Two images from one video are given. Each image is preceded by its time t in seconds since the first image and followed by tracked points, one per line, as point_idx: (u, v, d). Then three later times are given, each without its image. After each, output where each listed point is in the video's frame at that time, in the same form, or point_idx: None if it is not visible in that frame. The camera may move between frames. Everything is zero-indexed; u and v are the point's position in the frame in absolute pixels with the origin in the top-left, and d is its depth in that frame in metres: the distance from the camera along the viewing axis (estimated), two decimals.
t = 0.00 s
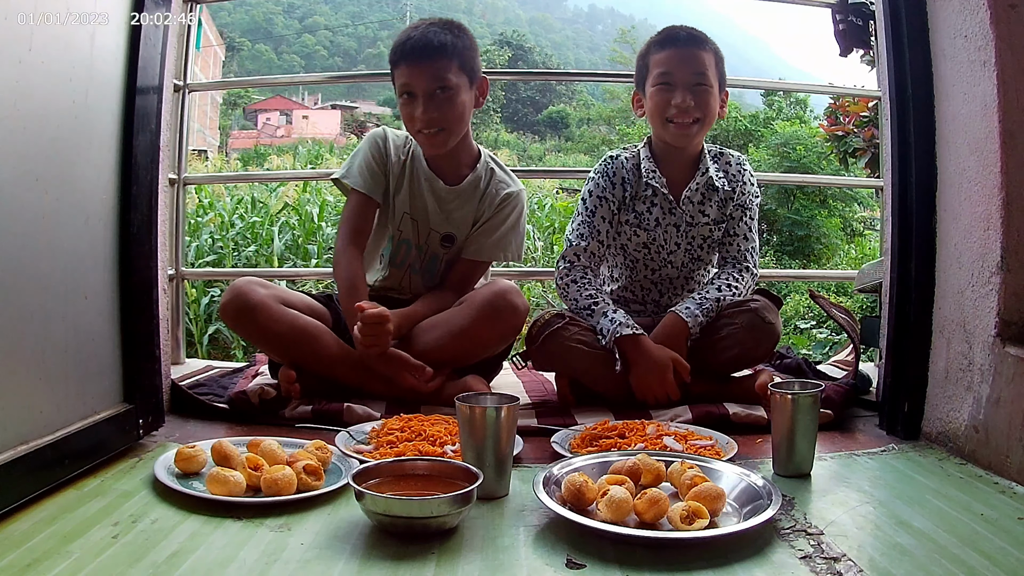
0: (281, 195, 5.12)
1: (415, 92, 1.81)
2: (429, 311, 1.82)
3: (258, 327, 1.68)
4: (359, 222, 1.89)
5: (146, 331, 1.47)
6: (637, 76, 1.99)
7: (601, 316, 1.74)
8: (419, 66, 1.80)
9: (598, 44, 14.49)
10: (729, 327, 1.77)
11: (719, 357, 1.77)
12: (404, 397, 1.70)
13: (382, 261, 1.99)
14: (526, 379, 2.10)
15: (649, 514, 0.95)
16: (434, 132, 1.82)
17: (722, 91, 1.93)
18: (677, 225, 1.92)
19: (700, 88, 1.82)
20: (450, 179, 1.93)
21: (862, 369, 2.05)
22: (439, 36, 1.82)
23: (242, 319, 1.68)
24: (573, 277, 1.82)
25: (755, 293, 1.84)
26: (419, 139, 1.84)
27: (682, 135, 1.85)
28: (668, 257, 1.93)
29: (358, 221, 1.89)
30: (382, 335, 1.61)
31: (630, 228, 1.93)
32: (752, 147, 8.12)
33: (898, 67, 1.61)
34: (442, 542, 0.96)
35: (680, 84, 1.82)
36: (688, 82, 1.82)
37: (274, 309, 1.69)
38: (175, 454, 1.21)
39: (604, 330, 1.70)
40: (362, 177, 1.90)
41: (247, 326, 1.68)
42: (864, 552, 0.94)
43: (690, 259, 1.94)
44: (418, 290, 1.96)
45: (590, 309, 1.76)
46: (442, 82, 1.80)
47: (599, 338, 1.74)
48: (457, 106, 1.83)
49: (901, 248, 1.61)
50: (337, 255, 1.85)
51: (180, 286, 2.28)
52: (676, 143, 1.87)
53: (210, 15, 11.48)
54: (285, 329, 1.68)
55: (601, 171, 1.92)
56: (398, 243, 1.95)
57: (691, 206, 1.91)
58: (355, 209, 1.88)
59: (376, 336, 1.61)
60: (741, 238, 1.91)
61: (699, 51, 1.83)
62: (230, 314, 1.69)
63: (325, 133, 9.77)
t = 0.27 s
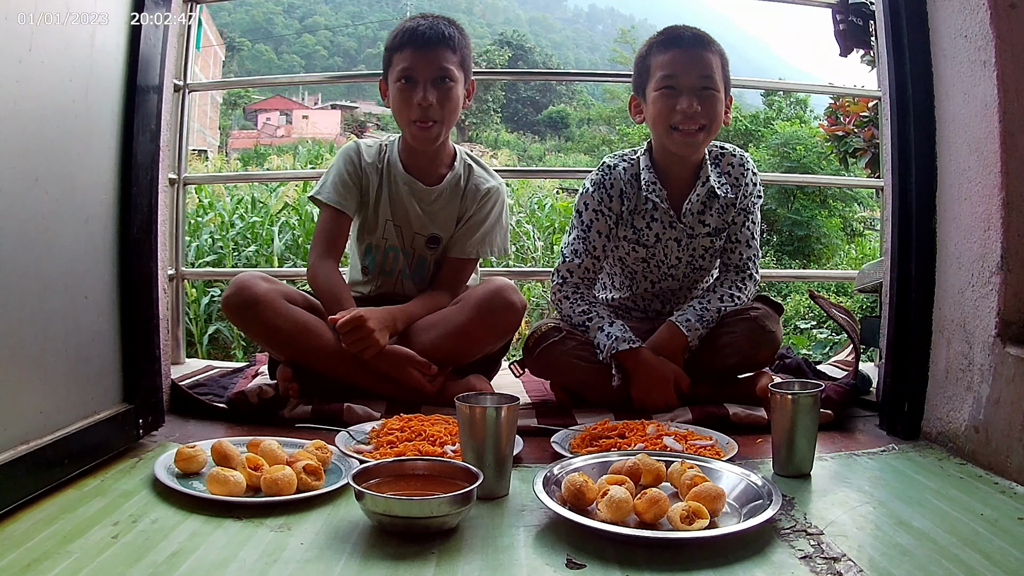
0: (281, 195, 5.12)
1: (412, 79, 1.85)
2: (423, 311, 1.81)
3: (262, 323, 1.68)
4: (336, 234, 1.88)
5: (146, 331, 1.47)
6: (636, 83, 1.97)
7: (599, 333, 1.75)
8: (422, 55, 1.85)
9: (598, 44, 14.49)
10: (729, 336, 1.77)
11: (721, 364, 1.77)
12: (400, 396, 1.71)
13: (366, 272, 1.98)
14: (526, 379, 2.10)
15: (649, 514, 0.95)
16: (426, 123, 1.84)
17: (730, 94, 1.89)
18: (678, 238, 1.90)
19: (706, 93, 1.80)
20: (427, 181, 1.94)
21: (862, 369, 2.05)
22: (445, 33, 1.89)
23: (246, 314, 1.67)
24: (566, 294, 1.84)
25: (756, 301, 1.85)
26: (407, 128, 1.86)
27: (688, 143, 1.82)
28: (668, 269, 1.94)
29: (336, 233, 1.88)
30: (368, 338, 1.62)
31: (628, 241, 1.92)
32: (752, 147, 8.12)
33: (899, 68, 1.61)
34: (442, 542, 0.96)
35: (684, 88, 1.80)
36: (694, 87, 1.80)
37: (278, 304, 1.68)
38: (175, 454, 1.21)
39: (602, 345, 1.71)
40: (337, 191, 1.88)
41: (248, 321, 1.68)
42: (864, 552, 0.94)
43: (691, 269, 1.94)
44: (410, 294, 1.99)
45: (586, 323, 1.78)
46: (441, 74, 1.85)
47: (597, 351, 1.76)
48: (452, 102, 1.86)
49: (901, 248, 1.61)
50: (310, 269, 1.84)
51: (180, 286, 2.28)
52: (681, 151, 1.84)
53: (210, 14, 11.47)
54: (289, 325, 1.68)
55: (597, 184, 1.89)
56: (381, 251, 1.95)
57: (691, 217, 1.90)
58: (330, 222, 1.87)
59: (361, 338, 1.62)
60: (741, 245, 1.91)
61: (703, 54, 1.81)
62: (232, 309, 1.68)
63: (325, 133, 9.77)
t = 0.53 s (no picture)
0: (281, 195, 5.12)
1: (390, 73, 1.87)
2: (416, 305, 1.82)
3: (257, 326, 1.68)
4: (318, 248, 1.91)
5: (146, 330, 1.47)
6: (624, 79, 1.99)
7: (600, 328, 1.75)
8: (401, 50, 1.87)
9: (598, 44, 14.50)
10: (730, 334, 1.77)
11: (722, 362, 1.78)
12: (401, 396, 1.70)
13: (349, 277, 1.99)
14: (527, 379, 2.10)
15: (649, 514, 0.95)
16: (400, 115, 1.87)
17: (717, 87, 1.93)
18: (671, 232, 1.92)
19: (694, 83, 1.82)
20: (397, 175, 1.95)
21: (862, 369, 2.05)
22: (426, 34, 1.93)
23: (241, 319, 1.68)
24: (569, 289, 1.84)
25: (755, 298, 1.83)
26: (381, 119, 1.88)
27: (678, 131, 1.84)
28: (663, 264, 1.94)
29: (319, 246, 1.91)
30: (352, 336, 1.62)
31: (624, 235, 1.93)
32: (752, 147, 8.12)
33: (898, 67, 1.61)
34: (442, 542, 0.96)
35: (673, 77, 1.82)
36: (683, 77, 1.82)
37: (272, 307, 1.70)
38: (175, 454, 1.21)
39: (603, 342, 1.71)
40: (312, 204, 1.91)
41: (245, 326, 1.68)
42: (864, 552, 0.94)
43: (686, 265, 1.95)
44: (395, 290, 1.98)
45: (587, 320, 1.78)
46: (420, 71, 1.88)
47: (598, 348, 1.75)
48: (426, 99, 1.90)
49: (901, 248, 1.61)
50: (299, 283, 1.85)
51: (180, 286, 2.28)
52: (671, 140, 1.86)
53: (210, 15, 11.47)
54: (285, 327, 1.69)
55: (593, 179, 1.91)
56: (361, 253, 1.96)
57: (683, 210, 1.92)
58: (310, 235, 1.90)
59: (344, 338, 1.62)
60: (736, 240, 1.90)
61: (689, 45, 1.85)
62: (228, 314, 1.69)
63: (325, 133, 9.77)
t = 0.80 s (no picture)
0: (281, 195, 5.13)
1: (378, 71, 1.87)
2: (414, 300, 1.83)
3: (256, 331, 1.68)
4: (312, 251, 1.90)
5: (146, 330, 1.47)
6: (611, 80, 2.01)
7: (603, 312, 1.75)
8: (389, 49, 1.87)
9: (598, 44, 14.50)
10: (729, 326, 1.76)
11: (721, 354, 1.77)
12: (402, 396, 1.70)
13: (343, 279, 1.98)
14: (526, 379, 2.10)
15: (649, 514, 0.95)
16: (388, 112, 1.87)
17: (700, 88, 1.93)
18: (661, 222, 1.93)
19: (677, 87, 1.85)
20: (387, 173, 1.96)
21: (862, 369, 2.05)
22: (414, 34, 1.94)
23: (240, 325, 1.68)
24: (573, 277, 1.83)
25: (754, 291, 1.82)
26: (368, 114, 1.88)
27: (661, 132, 1.87)
28: (655, 256, 1.94)
29: (312, 251, 1.91)
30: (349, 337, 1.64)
31: (616, 227, 1.93)
32: (752, 147, 8.12)
33: (898, 66, 1.61)
34: (442, 542, 0.96)
35: (660, 82, 1.84)
36: (668, 81, 1.84)
37: (270, 311, 1.70)
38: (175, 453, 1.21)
39: (608, 325, 1.71)
40: (302, 208, 1.90)
41: (244, 330, 1.69)
42: (864, 552, 0.94)
43: (678, 256, 1.94)
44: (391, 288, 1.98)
45: (591, 306, 1.77)
46: (407, 71, 1.89)
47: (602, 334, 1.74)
48: (413, 98, 1.90)
49: (902, 246, 1.61)
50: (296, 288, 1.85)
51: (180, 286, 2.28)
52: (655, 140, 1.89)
53: (210, 14, 11.47)
54: (283, 331, 1.69)
55: (585, 174, 1.92)
56: (354, 253, 1.95)
57: (672, 202, 1.93)
58: (303, 241, 1.89)
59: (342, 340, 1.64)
60: (726, 230, 1.91)
61: (674, 49, 1.86)
62: (227, 321, 1.69)
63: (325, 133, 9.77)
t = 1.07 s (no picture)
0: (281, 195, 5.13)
1: (374, 70, 1.88)
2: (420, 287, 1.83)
3: (256, 330, 1.68)
4: (316, 252, 1.88)
5: (146, 330, 1.47)
6: (607, 82, 2.00)
7: (601, 311, 1.74)
8: (384, 49, 1.89)
9: (598, 44, 14.51)
10: (729, 324, 1.77)
11: (721, 353, 1.77)
12: (402, 395, 1.70)
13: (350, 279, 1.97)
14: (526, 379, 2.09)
15: (649, 514, 0.95)
16: (383, 111, 1.89)
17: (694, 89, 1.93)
18: (659, 225, 1.93)
19: (672, 94, 1.84)
20: (385, 169, 1.98)
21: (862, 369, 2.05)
22: (409, 35, 1.96)
23: (240, 324, 1.68)
24: (569, 278, 1.82)
25: (754, 288, 1.82)
26: (363, 113, 1.89)
27: (657, 139, 1.86)
28: (653, 258, 1.94)
29: (316, 252, 1.89)
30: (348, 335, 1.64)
31: (614, 229, 1.94)
32: (752, 147, 8.12)
33: (898, 66, 1.61)
34: (443, 542, 0.96)
35: (653, 89, 1.83)
36: (662, 88, 1.83)
37: (271, 310, 1.70)
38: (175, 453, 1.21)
39: (605, 324, 1.70)
40: (303, 212, 1.89)
41: (245, 330, 1.68)
42: (864, 552, 0.94)
43: (676, 258, 1.94)
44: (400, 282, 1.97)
45: (588, 305, 1.77)
46: (402, 71, 1.90)
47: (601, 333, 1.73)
48: (407, 98, 1.92)
49: (902, 246, 1.60)
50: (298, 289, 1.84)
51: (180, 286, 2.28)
52: (650, 146, 1.88)
53: (211, 14, 11.47)
54: (283, 330, 1.69)
55: (583, 175, 1.92)
56: (358, 251, 1.94)
57: (670, 204, 1.93)
58: (305, 244, 1.88)
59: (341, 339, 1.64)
60: (725, 231, 1.91)
61: (668, 54, 1.85)
62: (227, 319, 1.69)
63: (325, 133, 9.78)
